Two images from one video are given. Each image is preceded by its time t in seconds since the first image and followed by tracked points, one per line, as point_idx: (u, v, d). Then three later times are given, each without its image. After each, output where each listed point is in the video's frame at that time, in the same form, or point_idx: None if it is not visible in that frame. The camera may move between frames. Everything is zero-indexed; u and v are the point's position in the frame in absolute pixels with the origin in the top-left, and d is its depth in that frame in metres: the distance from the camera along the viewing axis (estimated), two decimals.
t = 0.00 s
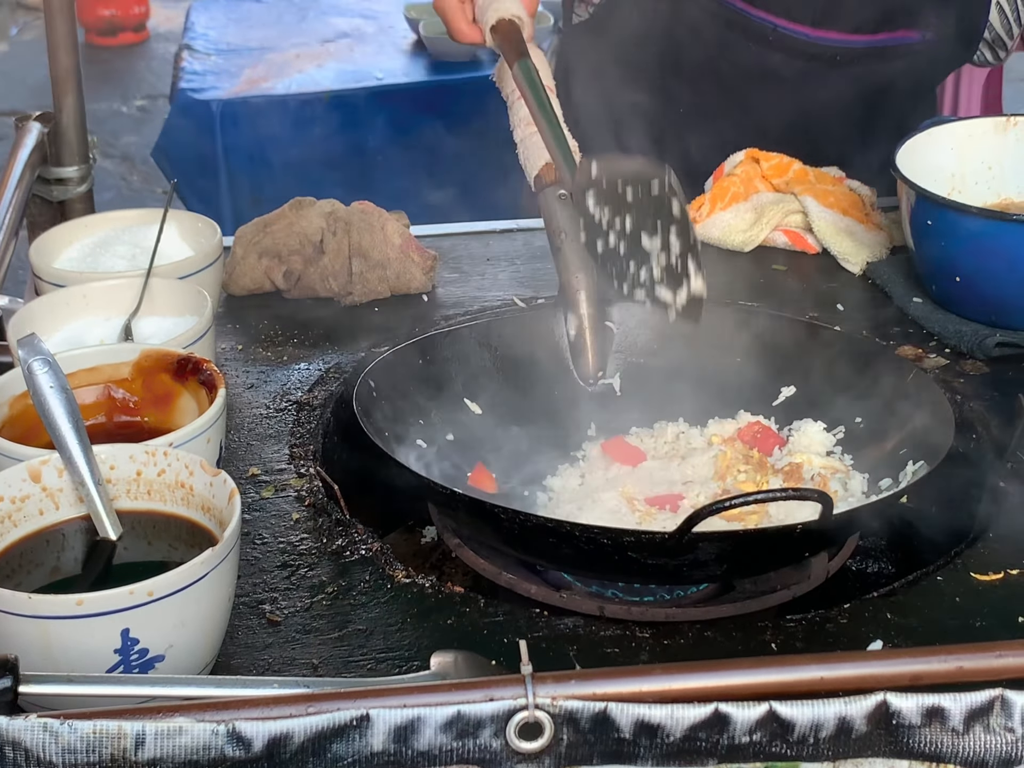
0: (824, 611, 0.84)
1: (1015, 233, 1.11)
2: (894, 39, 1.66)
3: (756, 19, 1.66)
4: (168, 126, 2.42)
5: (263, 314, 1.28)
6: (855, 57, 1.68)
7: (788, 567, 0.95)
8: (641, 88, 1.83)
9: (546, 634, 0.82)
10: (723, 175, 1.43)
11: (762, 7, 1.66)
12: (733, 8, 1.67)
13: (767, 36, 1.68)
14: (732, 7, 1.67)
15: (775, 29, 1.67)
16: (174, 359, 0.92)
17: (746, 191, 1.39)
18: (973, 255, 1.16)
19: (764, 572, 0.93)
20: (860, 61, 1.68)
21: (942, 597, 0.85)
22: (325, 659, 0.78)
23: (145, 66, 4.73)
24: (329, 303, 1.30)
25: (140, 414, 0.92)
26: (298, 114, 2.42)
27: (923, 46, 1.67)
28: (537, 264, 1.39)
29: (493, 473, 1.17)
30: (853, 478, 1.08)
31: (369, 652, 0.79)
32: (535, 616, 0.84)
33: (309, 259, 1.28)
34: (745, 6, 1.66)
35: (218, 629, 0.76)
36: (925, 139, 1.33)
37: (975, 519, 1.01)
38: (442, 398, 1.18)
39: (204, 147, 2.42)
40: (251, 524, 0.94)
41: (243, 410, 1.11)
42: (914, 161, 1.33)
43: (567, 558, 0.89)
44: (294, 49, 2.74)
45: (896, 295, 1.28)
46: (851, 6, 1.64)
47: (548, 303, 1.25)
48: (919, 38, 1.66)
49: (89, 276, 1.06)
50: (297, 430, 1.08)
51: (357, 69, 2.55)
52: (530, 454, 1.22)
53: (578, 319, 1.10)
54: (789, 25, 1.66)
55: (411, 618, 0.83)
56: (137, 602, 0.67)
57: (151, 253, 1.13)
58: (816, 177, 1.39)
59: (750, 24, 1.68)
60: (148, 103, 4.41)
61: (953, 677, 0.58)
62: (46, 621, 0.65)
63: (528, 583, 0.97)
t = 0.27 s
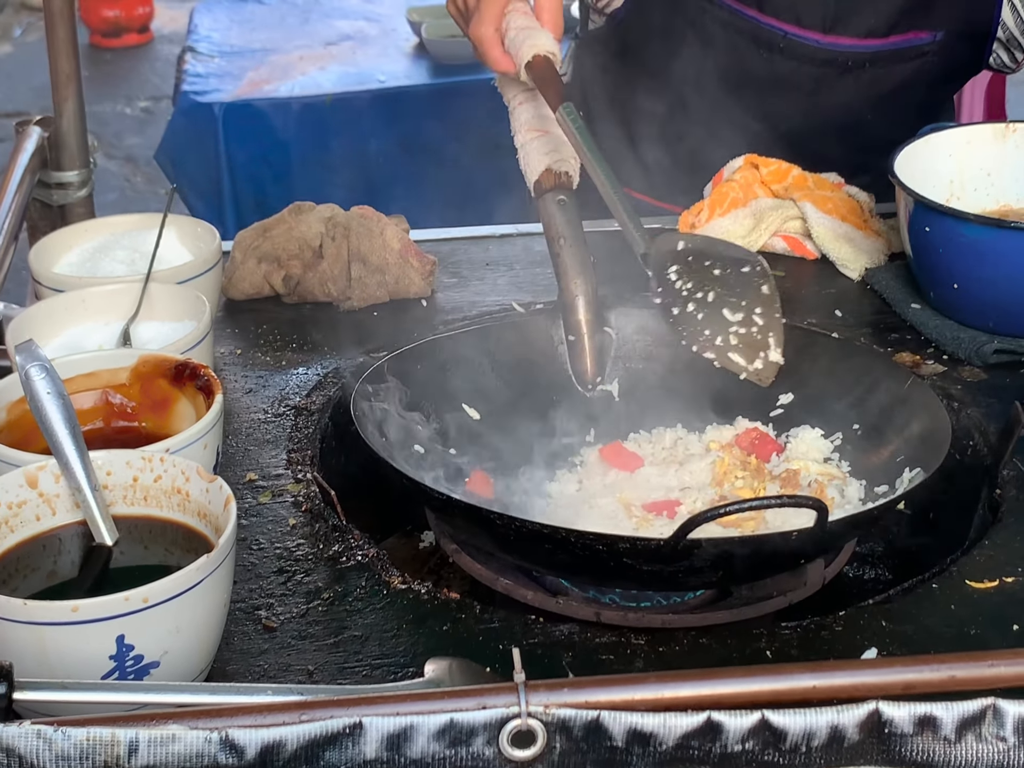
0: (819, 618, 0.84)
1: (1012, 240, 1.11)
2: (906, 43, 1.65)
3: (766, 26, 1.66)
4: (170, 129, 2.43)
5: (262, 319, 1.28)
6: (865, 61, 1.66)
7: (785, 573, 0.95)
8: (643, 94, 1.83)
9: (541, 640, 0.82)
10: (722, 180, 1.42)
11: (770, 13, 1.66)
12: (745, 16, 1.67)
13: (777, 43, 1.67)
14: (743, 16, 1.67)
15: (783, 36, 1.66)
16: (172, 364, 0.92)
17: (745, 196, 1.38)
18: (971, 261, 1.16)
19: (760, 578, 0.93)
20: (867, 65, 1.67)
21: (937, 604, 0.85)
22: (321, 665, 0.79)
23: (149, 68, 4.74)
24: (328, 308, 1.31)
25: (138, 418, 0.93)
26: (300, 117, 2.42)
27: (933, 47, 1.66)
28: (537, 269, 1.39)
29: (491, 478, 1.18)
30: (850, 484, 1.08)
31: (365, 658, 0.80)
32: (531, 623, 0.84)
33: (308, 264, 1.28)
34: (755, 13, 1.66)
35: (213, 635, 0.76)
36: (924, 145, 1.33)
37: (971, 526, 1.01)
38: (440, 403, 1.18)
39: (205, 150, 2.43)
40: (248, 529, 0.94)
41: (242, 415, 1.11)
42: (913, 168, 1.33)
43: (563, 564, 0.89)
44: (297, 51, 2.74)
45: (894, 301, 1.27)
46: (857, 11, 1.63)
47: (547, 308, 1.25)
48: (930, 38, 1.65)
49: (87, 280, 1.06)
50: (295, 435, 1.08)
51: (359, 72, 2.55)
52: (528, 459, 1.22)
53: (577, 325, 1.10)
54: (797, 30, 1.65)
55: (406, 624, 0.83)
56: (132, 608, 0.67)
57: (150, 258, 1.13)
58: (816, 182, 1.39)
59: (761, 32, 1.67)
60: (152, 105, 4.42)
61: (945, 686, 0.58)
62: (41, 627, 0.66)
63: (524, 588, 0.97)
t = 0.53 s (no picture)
0: (815, 631, 0.83)
1: (1010, 251, 1.10)
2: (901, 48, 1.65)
3: (763, 34, 1.65)
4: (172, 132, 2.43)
5: (261, 327, 1.28)
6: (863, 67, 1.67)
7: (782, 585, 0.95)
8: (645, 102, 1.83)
9: (537, 653, 0.82)
10: (722, 189, 1.42)
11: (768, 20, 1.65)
12: (742, 22, 1.65)
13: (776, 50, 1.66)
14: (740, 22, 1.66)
15: (781, 43, 1.65)
16: (168, 375, 0.92)
17: (744, 205, 1.38)
18: (970, 272, 1.15)
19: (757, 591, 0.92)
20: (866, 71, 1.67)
21: (933, 618, 0.85)
22: (316, 678, 0.78)
23: (154, 70, 4.75)
24: (327, 316, 1.31)
25: (134, 429, 0.93)
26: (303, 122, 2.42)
27: (929, 50, 1.66)
28: (537, 277, 1.39)
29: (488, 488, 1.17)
30: (848, 496, 1.08)
31: (360, 671, 0.79)
32: (526, 636, 0.83)
33: (307, 272, 1.28)
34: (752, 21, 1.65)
35: (208, 648, 0.76)
36: (924, 154, 1.33)
37: (969, 537, 1.01)
38: (438, 412, 1.18)
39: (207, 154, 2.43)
40: (244, 540, 0.94)
41: (239, 424, 1.11)
42: (913, 177, 1.32)
43: (560, 576, 0.89)
44: (300, 55, 2.74)
45: (894, 311, 1.27)
46: (861, 17, 1.62)
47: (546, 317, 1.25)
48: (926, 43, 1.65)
49: (85, 289, 1.06)
50: (293, 445, 1.08)
51: (362, 77, 2.55)
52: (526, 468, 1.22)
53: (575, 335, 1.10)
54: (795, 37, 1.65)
55: (402, 637, 0.83)
56: (125, 622, 0.67)
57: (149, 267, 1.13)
58: (815, 190, 1.39)
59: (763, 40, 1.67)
60: (156, 108, 4.43)
61: (938, 703, 0.58)
62: (34, 641, 0.65)
63: (521, 600, 0.97)
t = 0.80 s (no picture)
0: (818, 640, 0.83)
1: (1016, 257, 1.10)
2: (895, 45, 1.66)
3: (755, 37, 1.65)
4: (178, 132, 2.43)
5: (264, 331, 1.28)
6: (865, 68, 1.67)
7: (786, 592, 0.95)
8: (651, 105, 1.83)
9: (538, 661, 0.81)
10: (727, 193, 1.42)
11: (759, 23, 1.64)
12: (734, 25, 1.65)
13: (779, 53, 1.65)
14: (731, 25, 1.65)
15: (773, 46, 1.65)
16: (170, 380, 0.92)
17: (750, 208, 1.38)
18: (976, 277, 1.14)
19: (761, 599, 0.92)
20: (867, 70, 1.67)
21: (938, 627, 0.84)
22: (316, 685, 0.78)
23: (162, 70, 4.75)
24: (331, 320, 1.30)
25: (136, 433, 0.93)
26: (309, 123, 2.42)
27: (923, 47, 1.67)
28: (541, 281, 1.38)
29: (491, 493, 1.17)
30: (852, 502, 1.07)
31: (361, 679, 0.79)
32: (528, 644, 0.83)
33: (310, 276, 1.28)
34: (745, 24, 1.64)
35: (208, 655, 0.76)
36: (930, 158, 1.32)
37: (973, 545, 1.00)
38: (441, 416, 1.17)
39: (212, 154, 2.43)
40: (245, 546, 0.94)
41: (242, 429, 1.11)
42: (919, 182, 1.32)
43: (561, 583, 0.89)
44: (307, 56, 2.74)
45: (899, 316, 1.26)
46: (854, 17, 1.63)
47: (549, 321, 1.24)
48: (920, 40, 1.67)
49: (88, 293, 1.06)
50: (295, 450, 1.08)
51: (368, 78, 2.55)
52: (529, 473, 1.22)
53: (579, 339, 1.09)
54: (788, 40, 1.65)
55: (403, 644, 0.83)
56: (125, 630, 0.67)
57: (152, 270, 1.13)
58: (819, 195, 1.39)
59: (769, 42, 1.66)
60: (164, 107, 4.43)
61: (941, 714, 0.57)
62: (33, 648, 0.65)
63: (523, 606, 0.97)
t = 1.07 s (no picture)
0: (823, 643, 0.82)
1: None
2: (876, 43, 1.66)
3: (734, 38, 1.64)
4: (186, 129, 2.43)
5: (270, 330, 1.28)
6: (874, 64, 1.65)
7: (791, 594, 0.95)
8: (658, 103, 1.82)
9: (541, 663, 0.81)
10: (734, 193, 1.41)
11: (739, 26, 1.64)
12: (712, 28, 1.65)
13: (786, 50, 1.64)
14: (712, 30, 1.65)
15: (753, 47, 1.65)
16: (174, 380, 0.92)
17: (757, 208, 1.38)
18: (984, 277, 1.14)
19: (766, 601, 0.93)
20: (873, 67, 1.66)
21: (943, 631, 0.84)
22: (319, 687, 0.78)
23: (171, 66, 4.75)
24: (336, 319, 1.30)
25: (140, 433, 0.93)
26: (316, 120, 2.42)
27: (905, 43, 1.67)
28: (547, 280, 1.38)
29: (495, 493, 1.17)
30: (858, 504, 1.06)
31: (364, 680, 0.79)
32: (531, 646, 0.83)
33: (316, 275, 1.28)
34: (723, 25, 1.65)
35: (211, 656, 0.76)
36: (938, 158, 1.32)
37: (980, 547, 1.00)
38: (446, 415, 1.17)
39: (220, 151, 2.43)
40: (249, 546, 0.94)
41: (247, 428, 1.11)
42: (926, 181, 1.31)
43: (565, 585, 0.88)
44: (315, 53, 2.74)
45: (907, 317, 1.26)
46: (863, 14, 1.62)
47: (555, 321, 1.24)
48: (901, 36, 1.66)
49: (94, 292, 1.06)
50: (299, 450, 1.08)
51: (376, 75, 2.55)
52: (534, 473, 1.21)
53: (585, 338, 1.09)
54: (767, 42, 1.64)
55: (406, 646, 0.83)
56: (127, 631, 0.67)
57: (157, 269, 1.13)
58: (827, 194, 1.38)
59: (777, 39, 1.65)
60: (173, 104, 4.43)
61: (946, 721, 0.57)
62: (35, 650, 0.65)
63: (527, 607, 0.97)
